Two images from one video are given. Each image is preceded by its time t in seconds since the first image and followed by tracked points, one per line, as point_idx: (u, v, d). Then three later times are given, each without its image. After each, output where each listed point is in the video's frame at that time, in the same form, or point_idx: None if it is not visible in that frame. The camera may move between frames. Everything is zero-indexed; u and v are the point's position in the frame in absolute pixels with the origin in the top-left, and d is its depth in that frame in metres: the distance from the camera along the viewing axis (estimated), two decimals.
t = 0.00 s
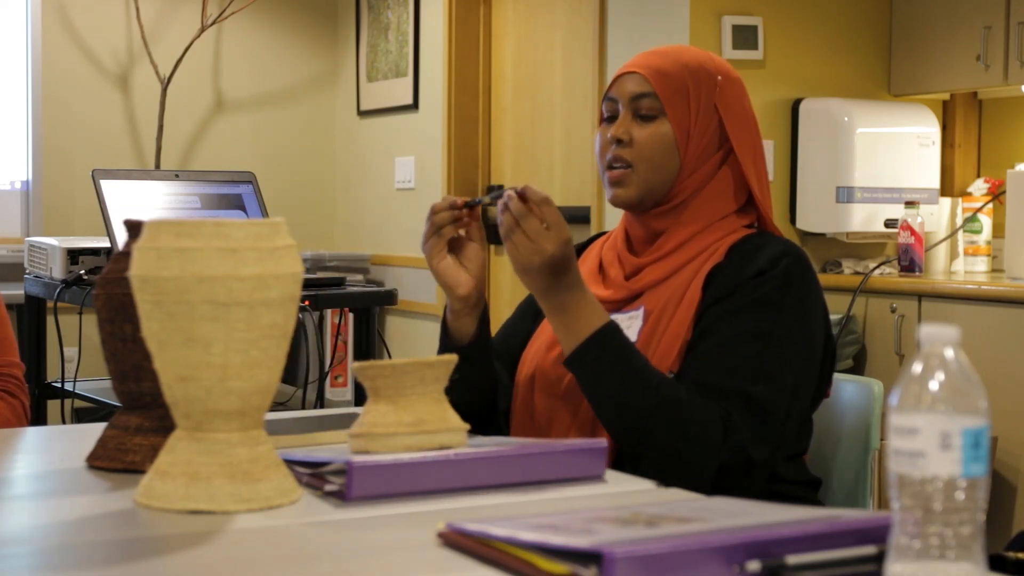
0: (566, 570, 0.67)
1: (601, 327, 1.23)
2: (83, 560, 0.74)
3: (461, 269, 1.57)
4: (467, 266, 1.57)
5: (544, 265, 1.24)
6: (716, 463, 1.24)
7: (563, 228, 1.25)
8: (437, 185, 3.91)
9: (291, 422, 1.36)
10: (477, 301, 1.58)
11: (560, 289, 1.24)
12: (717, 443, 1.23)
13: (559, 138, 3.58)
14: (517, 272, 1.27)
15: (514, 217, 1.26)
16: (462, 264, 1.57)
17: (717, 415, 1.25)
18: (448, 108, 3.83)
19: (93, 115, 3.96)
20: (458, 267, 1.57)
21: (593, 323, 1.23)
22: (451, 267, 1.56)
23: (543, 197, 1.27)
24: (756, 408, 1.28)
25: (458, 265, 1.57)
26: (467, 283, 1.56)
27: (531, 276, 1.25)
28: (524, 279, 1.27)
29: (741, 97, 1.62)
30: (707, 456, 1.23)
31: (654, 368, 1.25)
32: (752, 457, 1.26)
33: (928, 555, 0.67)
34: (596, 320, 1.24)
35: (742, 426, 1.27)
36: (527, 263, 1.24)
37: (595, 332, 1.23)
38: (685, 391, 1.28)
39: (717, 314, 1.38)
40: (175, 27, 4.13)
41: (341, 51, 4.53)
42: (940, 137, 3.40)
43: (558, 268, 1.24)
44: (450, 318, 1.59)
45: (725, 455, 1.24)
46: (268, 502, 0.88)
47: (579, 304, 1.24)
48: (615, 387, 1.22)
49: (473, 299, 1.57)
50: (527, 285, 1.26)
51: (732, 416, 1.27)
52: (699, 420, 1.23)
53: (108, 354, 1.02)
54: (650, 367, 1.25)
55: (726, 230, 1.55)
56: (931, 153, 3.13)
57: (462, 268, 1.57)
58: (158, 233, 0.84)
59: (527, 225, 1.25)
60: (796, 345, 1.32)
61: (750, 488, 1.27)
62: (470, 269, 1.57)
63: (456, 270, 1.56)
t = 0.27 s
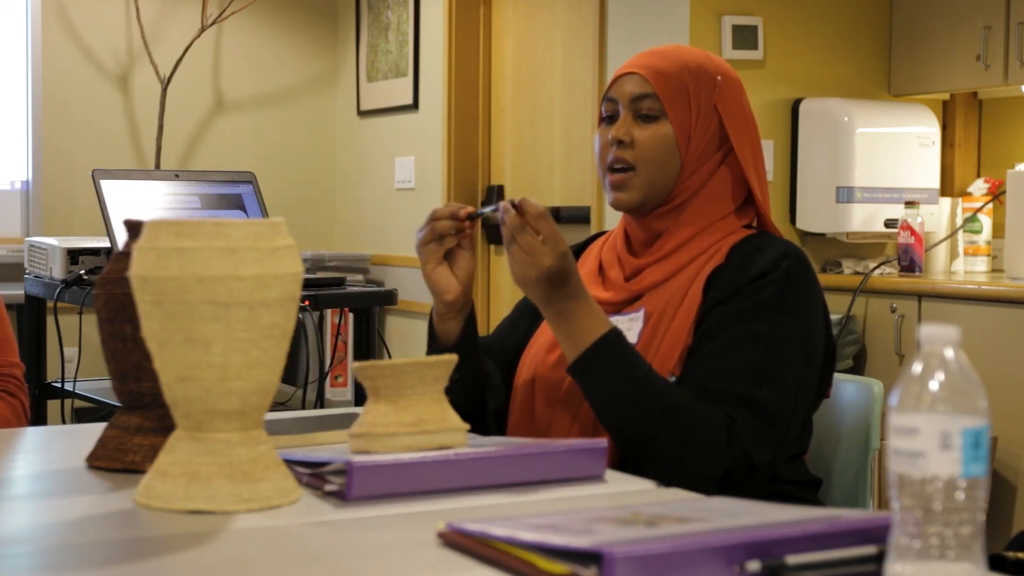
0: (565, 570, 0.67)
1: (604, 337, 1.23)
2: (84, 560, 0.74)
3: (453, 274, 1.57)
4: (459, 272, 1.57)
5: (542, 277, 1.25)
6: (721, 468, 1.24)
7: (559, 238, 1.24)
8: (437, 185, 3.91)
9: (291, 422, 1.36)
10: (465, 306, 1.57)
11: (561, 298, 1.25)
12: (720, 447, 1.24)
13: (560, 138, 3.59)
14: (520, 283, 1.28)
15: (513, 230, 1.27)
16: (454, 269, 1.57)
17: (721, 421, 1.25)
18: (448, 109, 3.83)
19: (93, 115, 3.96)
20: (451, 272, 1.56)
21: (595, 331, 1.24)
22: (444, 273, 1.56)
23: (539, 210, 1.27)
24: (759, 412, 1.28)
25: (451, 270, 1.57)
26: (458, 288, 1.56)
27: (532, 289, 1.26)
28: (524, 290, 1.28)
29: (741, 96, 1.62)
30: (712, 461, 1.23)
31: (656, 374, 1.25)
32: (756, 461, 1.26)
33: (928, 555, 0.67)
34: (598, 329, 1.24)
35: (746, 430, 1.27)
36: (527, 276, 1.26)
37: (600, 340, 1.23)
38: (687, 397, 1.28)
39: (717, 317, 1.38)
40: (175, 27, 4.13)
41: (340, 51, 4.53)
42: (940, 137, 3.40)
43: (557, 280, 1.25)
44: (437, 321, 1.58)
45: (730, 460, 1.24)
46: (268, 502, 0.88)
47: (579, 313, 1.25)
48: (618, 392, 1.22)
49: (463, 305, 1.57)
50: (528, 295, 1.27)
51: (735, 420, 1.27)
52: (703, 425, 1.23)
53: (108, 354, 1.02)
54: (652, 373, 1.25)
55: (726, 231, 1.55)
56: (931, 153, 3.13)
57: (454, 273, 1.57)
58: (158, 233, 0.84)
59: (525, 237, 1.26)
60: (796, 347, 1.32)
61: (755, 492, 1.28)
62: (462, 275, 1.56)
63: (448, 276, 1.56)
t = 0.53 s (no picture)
0: (565, 570, 0.67)
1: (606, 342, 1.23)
2: (84, 560, 0.74)
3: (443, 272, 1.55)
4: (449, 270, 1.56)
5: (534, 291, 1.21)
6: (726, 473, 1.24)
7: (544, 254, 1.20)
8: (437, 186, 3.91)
9: (291, 422, 1.36)
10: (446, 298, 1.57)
11: (558, 310, 1.23)
12: (724, 452, 1.24)
13: (560, 138, 3.59)
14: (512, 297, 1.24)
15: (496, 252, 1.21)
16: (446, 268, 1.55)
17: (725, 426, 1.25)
18: (448, 109, 3.83)
19: (92, 115, 3.96)
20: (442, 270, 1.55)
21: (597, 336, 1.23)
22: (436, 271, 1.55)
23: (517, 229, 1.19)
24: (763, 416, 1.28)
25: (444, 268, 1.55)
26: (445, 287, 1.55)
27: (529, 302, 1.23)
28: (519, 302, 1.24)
29: (741, 96, 1.62)
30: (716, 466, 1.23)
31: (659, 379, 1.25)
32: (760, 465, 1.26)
33: (928, 555, 0.67)
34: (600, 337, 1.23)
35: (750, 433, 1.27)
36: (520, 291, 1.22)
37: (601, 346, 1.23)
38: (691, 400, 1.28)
39: (719, 319, 1.38)
40: (175, 27, 4.13)
41: (340, 52, 4.53)
42: (940, 137, 3.40)
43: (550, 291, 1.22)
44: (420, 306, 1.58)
45: (735, 464, 1.24)
46: (268, 502, 0.88)
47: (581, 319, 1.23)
48: (621, 394, 1.22)
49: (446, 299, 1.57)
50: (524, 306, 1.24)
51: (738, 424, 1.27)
52: (707, 430, 1.23)
53: (108, 354, 1.02)
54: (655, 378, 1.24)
55: (726, 232, 1.55)
56: (931, 153, 3.13)
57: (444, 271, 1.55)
58: (158, 233, 0.84)
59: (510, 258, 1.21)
60: (797, 348, 1.32)
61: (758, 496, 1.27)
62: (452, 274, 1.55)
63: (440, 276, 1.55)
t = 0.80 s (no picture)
0: (565, 570, 0.67)
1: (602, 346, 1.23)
2: (84, 560, 0.74)
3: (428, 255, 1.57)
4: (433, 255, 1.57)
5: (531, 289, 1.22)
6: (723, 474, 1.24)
7: (543, 252, 1.21)
8: (437, 186, 3.91)
9: (291, 422, 1.36)
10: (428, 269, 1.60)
11: (554, 311, 1.23)
12: (721, 454, 1.24)
13: (560, 138, 3.59)
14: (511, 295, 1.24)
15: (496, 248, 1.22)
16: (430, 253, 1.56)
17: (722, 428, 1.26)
18: (448, 109, 3.83)
19: (92, 115, 3.96)
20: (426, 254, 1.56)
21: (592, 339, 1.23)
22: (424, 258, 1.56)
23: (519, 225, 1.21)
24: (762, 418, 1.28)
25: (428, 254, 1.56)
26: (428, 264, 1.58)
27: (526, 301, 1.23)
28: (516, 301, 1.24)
29: (739, 95, 1.62)
30: (713, 468, 1.23)
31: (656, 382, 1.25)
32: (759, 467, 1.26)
33: (928, 555, 0.67)
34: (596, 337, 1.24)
35: (748, 436, 1.27)
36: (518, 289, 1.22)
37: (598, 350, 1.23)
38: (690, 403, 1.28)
39: (719, 322, 1.38)
40: (175, 27, 4.13)
41: (340, 52, 4.53)
42: (941, 137, 3.40)
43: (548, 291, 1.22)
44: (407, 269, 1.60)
45: (732, 466, 1.25)
46: (268, 502, 0.88)
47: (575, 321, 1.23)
48: (619, 397, 1.22)
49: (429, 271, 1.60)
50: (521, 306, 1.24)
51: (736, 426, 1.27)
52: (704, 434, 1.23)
53: (108, 354, 1.02)
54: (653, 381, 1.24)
55: (727, 232, 1.55)
56: (931, 153, 3.13)
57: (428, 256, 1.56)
58: (158, 232, 0.84)
59: (510, 254, 1.21)
60: (797, 352, 1.33)
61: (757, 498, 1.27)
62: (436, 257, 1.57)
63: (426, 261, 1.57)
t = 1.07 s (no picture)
0: (565, 570, 0.67)
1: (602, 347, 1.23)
2: (84, 560, 0.74)
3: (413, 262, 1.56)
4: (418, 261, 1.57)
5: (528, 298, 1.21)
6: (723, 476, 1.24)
7: (539, 259, 1.20)
8: (437, 186, 3.91)
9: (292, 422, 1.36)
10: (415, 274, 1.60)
11: (552, 317, 1.22)
12: (721, 457, 1.24)
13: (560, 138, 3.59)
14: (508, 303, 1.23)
15: (492, 257, 1.21)
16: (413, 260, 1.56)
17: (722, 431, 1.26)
18: (448, 109, 3.83)
19: (92, 114, 3.96)
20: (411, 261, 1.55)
21: (593, 344, 1.23)
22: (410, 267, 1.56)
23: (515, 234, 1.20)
24: (762, 421, 1.28)
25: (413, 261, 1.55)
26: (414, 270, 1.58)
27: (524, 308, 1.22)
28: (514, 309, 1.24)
29: (741, 94, 1.62)
30: (713, 470, 1.23)
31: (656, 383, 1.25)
32: (759, 469, 1.26)
33: (928, 556, 0.67)
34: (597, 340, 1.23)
35: (748, 438, 1.27)
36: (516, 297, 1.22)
37: (596, 353, 1.22)
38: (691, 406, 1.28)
39: (721, 324, 1.38)
40: (176, 26, 4.13)
41: (340, 52, 4.53)
42: (941, 137, 3.40)
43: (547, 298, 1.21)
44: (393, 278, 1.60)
45: (733, 468, 1.25)
46: (268, 502, 0.88)
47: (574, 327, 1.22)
48: (619, 400, 1.22)
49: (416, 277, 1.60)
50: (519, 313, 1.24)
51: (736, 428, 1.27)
52: (705, 436, 1.23)
53: (108, 354, 1.02)
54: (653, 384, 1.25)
55: (728, 233, 1.55)
56: (931, 153, 3.14)
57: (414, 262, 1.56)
58: (158, 232, 0.84)
59: (506, 262, 1.21)
60: (799, 354, 1.33)
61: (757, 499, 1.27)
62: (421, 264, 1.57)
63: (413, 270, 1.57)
